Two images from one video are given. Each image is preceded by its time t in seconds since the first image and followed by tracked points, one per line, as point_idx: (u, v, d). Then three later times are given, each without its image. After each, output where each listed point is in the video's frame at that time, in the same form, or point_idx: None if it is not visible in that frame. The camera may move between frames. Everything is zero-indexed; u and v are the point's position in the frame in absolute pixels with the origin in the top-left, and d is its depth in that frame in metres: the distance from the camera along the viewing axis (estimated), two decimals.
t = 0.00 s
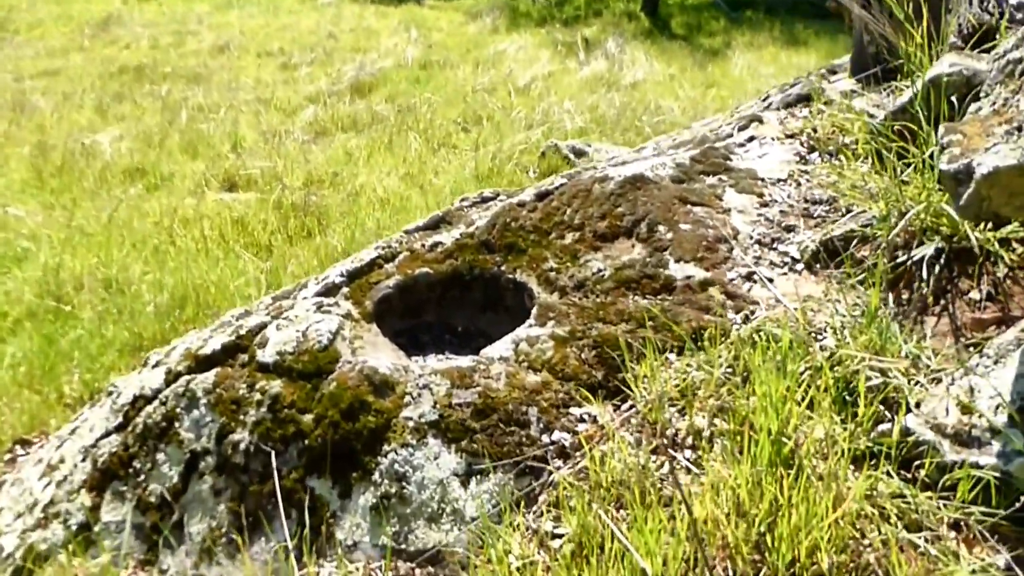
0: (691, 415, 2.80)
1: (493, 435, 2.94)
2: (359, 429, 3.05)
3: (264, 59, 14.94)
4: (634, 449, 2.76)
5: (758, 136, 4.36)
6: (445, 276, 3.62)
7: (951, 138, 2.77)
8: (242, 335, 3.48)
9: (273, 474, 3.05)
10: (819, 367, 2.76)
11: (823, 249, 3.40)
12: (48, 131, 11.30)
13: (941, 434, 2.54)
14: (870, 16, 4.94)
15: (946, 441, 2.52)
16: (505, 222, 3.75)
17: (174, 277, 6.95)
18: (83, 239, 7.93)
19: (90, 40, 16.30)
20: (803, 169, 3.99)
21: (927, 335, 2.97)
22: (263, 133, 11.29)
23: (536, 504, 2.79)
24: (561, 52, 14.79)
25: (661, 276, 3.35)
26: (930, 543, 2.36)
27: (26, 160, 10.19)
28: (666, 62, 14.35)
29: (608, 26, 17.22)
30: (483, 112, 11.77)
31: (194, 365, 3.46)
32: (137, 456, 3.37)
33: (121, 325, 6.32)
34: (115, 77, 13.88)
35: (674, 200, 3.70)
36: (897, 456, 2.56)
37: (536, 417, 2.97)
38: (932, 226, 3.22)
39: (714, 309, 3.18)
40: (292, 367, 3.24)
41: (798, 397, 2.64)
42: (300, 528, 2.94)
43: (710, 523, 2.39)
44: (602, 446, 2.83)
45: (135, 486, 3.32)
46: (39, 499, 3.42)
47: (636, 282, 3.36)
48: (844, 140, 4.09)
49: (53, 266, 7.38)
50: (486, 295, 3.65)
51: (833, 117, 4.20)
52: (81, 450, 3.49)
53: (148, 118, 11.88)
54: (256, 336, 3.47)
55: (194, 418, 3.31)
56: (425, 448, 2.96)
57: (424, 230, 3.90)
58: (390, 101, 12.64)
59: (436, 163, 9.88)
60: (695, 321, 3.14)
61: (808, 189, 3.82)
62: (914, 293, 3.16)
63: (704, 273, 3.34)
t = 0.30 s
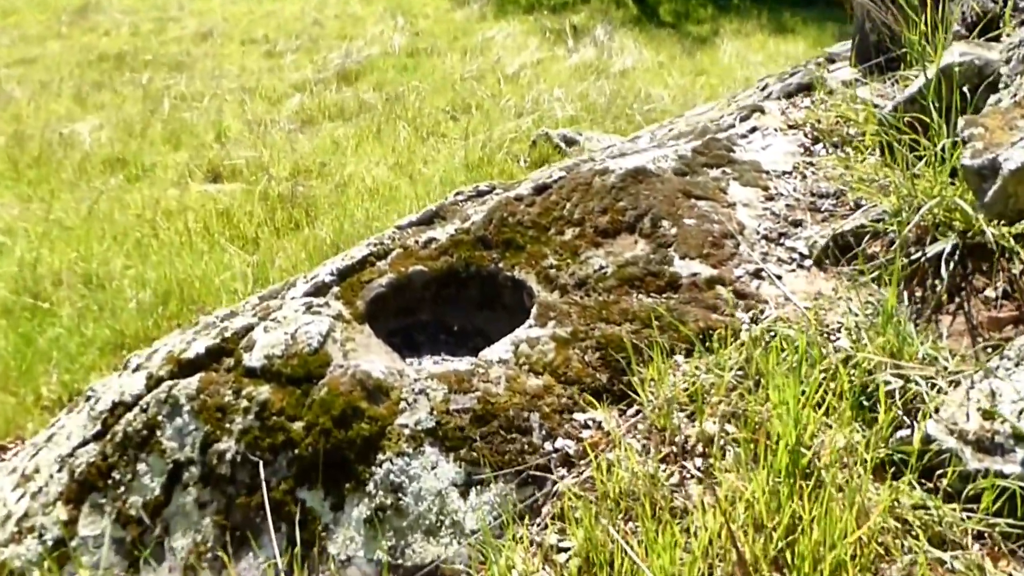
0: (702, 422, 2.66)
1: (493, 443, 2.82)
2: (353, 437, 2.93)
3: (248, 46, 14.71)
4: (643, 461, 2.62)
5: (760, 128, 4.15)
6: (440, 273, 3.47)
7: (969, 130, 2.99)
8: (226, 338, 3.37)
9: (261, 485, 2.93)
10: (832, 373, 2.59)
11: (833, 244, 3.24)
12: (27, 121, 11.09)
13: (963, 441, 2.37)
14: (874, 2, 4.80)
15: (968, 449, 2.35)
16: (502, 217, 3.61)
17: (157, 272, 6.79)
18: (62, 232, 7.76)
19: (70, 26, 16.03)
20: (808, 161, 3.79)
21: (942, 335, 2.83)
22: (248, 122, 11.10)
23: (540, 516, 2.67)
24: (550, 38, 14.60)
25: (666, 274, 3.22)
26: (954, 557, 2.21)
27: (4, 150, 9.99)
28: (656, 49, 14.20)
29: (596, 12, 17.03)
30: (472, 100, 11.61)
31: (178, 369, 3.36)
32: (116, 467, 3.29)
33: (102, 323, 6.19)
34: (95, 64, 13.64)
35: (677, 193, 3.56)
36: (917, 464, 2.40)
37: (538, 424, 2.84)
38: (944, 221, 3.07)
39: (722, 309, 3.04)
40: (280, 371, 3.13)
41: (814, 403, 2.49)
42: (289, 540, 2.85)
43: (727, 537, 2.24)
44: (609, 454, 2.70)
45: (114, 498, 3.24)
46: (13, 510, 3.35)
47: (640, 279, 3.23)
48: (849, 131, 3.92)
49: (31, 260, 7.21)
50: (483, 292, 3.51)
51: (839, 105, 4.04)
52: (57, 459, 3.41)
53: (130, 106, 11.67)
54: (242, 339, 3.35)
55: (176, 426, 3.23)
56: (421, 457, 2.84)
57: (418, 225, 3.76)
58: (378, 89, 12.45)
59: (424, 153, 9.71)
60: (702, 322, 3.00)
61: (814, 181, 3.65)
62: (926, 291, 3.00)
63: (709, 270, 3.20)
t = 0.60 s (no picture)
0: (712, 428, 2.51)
1: (492, 451, 2.64)
2: (342, 445, 2.75)
3: (233, 24, 14.40)
4: (654, 472, 2.44)
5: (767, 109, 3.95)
6: (434, 266, 3.30)
7: (1006, 118, 2.93)
8: (206, 338, 3.19)
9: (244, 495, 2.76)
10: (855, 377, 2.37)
11: (850, 235, 3.04)
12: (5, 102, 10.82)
13: (996, 451, 2.19)
14: None
15: (1003, 460, 2.17)
16: (498, 206, 3.42)
17: (139, 260, 6.58)
18: (41, 219, 7.54)
19: (50, 4, 15.68)
20: (819, 144, 3.59)
21: (970, 334, 2.62)
22: (233, 102, 10.84)
23: (543, 530, 2.49)
24: (541, 16, 14.33)
25: (673, 267, 3.02)
26: None
27: None
28: (648, 26, 13.94)
29: None
30: (462, 79, 11.36)
31: (156, 370, 3.19)
32: (90, 474, 3.13)
33: (82, 314, 6.01)
34: (76, 43, 13.33)
35: (683, 180, 3.36)
36: (950, 479, 2.18)
37: (540, 430, 2.67)
38: (968, 210, 2.85)
39: (734, 306, 2.85)
40: (264, 374, 2.94)
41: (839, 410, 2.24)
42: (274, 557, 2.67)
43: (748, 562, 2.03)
44: (616, 464, 2.52)
45: (89, 507, 3.08)
46: None
47: (646, 273, 3.04)
48: (861, 112, 3.70)
49: (8, 248, 6.99)
50: (478, 287, 3.34)
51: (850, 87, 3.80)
52: (30, 464, 3.27)
53: (112, 87, 11.40)
54: (224, 338, 3.17)
55: (154, 431, 3.05)
56: (416, 465, 2.66)
57: (409, 215, 3.57)
58: (366, 68, 12.18)
59: (415, 133, 9.49)
60: (713, 319, 2.81)
61: (826, 166, 3.44)
62: (950, 285, 2.81)
63: (719, 264, 3.01)
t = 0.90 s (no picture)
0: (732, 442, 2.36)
1: (497, 465, 2.48)
2: (337, 456, 2.58)
3: None
4: (671, 491, 2.30)
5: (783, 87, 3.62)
6: (433, 259, 3.12)
7: None
8: (193, 336, 2.99)
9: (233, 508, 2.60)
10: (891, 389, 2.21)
11: (879, 229, 2.82)
12: None
13: None
14: None
15: None
16: (502, 194, 3.23)
17: (132, 239, 6.33)
18: (32, 195, 7.32)
19: None
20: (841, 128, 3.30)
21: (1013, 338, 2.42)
22: (229, 72, 10.57)
23: (550, 552, 2.36)
24: None
25: (689, 262, 2.82)
26: None
27: None
28: None
29: None
30: (462, 47, 11.07)
31: (141, 371, 2.99)
32: (74, 479, 2.94)
33: (70, 296, 5.73)
34: (68, 11, 13.03)
35: (698, 167, 3.12)
36: (995, 505, 2.03)
37: (548, 442, 2.51)
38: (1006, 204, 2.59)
39: (756, 306, 2.65)
40: (254, 377, 2.76)
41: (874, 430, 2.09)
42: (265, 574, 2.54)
43: None
44: (630, 481, 2.38)
45: (72, 515, 2.92)
46: None
47: (661, 269, 2.84)
48: (884, 91, 3.35)
49: None
50: (481, 280, 3.14)
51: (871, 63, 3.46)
52: (12, 466, 3.12)
53: (105, 57, 11.11)
54: (212, 337, 2.96)
55: (139, 436, 2.86)
56: (415, 479, 2.50)
57: (408, 203, 3.37)
58: (364, 36, 11.88)
59: (415, 104, 9.23)
60: (733, 320, 2.62)
61: (849, 151, 3.19)
62: (988, 285, 2.60)
63: (739, 259, 2.80)
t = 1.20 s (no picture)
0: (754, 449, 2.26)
1: (508, 473, 2.37)
2: (340, 462, 2.47)
3: None
4: (691, 503, 2.20)
5: (805, 68, 3.42)
6: (439, 251, 2.99)
7: None
8: (190, 333, 2.87)
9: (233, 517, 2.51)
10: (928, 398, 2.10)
11: (909, 221, 2.67)
12: None
13: None
14: None
15: None
16: (511, 181, 3.09)
17: (133, 221, 6.18)
18: (34, 175, 7.18)
19: None
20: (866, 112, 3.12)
21: None
22: (233, 47, 10.40)
23: (562, 565, 2.27)
24: None
25: (708, 257, 2.69)
26: None
27: None
28: None
29: None
30: (469, 20, 10.86)
31: (136, 369, 2.87)
32: (69, 482, 2.84)
33: (72, 279, 5.59)
34: None
35: (716, 154, 2.97)
36: None
37: (561, 449, 2.39)
38: None
39: (778, 304, 2.53)
40: (254, 379, 2.65)
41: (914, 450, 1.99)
42: None
43: None
44: (648, 490, 2.28)
45: (68, 519, 2.81)
46: None
47: (677, 263, 2.71)
48: (912, 73, 3.19)
49: None
50: (489, 272, 3.01)
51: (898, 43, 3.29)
52: (6, 466, 3.00)
53: (108, 32, 10.94)
54: (210, 335, 2.85)
55: (135, 438, 2.76)
56: (422, 487, 2.39)
57: (413, 192, 3.24)
58: (370, 9, 11.67)
59: (421, 79, 9.05)
60: (754, 319, 2.50)
61: (875, 137, 3.02)
62: None
63: (760, 253, 2.66)
